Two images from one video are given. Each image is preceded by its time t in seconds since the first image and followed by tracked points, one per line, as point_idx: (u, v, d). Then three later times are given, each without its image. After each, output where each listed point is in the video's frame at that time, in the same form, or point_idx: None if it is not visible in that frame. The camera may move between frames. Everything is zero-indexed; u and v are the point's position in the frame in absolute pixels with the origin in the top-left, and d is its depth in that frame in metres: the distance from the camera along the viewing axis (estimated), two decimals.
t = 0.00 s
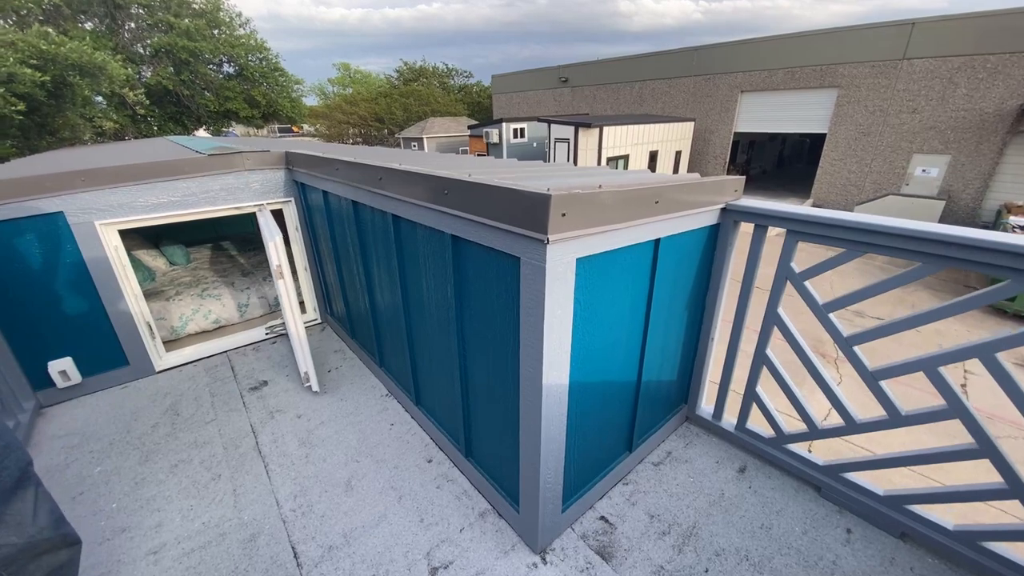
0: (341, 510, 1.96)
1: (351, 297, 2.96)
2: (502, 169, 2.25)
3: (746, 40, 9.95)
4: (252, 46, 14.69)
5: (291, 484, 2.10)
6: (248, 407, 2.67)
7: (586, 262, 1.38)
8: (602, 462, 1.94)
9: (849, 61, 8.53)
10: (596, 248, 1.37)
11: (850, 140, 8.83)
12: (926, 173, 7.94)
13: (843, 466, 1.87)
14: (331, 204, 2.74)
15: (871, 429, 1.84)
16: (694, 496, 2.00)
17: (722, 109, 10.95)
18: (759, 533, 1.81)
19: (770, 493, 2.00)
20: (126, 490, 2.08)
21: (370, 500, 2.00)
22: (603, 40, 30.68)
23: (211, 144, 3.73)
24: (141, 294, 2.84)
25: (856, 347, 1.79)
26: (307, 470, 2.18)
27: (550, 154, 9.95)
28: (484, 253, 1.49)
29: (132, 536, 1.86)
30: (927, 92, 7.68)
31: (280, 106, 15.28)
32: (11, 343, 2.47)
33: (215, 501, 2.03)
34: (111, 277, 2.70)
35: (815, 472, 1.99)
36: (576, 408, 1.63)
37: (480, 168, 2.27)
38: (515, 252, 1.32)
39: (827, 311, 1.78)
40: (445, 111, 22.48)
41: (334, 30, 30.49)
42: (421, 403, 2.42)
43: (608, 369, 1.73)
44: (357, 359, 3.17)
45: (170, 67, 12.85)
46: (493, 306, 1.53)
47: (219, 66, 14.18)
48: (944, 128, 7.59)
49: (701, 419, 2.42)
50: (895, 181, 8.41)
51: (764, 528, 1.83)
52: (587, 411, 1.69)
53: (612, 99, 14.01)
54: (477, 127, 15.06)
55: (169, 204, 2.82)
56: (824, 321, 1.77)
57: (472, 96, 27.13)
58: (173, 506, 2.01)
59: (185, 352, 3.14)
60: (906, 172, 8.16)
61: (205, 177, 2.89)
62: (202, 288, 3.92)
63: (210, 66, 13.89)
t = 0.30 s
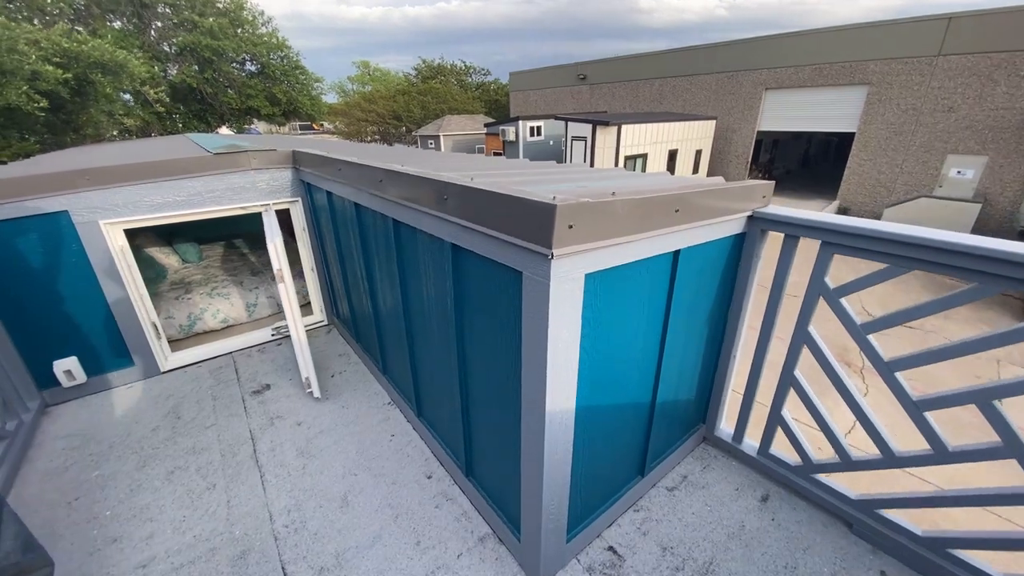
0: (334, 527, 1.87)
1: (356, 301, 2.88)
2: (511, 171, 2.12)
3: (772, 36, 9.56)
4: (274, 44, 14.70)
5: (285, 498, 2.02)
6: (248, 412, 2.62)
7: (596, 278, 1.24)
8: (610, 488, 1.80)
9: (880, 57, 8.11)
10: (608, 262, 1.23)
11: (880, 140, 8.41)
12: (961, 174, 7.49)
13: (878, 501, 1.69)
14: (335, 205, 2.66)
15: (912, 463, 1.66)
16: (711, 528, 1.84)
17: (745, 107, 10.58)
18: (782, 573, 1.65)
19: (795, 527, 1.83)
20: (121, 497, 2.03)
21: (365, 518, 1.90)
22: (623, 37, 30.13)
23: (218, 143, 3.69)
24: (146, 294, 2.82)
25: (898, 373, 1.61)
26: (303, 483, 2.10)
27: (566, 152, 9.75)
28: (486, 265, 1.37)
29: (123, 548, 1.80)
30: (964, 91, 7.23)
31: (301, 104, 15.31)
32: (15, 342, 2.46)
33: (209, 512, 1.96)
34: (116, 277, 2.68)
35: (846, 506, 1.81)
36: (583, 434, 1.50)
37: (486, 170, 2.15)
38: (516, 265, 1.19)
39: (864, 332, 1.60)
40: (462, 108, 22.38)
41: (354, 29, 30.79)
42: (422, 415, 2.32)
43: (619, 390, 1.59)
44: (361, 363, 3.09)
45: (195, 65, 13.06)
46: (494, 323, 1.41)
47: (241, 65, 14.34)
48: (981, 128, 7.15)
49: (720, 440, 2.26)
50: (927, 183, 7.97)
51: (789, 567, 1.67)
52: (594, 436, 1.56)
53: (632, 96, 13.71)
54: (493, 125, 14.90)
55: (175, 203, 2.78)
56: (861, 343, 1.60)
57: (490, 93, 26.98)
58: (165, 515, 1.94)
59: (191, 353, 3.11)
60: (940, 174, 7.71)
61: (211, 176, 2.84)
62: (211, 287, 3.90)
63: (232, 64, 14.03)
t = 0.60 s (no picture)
0: (333, 542, 1.79)
1: (366, 303, 2.82)
2: (525, 173, 2.01)
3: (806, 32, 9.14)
4: (303, 45, 15.08)
5: (286, 507, 1.96)
6: (256, 414, 2.58)
7: (612, 293, 1.12)
8: (624, 516, 1.67)
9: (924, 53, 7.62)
10: (626, 276, 1.10)
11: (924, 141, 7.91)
12: (1010, 178, 6.83)
13: (926, 546, 1.50)
14: (346, 206, 2.60)
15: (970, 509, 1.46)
16: (737, 564, 1.68)
17: (776, 106, 10.15)
18: None
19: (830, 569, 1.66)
20: (125, 498, 2.00)
21: (364, 534, 1.82)
22: (650, 35, 29.59)
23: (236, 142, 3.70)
24: (161, 292, 2.83)
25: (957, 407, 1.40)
26: (305, 492, 2.04)
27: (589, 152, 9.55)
28: (492, 278, 1.26)
29: (122, 551, 1.76)
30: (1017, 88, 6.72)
31: (329, 104, 15.56)
32: (33, 336, 2.50)
33: (209, 518, 1.91)
34: (131, 274, 2.69)
35: (888, 549, 1.62)
36: (594, 462, 1.37)
37: (500, 171, 2.04)
38: (522, 279, 1.08)
39: (919, 358, 1.41)
40: (485, 108, 22.36)
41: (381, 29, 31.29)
42: (428, 425, 2.24)
43: (635, 414, 1.46)
44: (371, 367, 3.03)
45: (227, 66, 13.43)
46: (501, 338, 1.29)
47: (271, 65, 14.66)
48: None
49: (746, 465, 2.09)
50: (973, 188, 7.43)
51: None
52: (608, 463, 1.44)
53: (657, 95, 13.38)
54: (515, 124, 14.78)
55: (191, 201, 2.78)
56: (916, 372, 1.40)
57: (513, 92, 26.89)
58: (167, 519, 1.90)
59: (205, 351, 3.12)
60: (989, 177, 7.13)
61: (226, 174, 2.83)
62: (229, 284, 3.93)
63: (262, 64, 14.34)
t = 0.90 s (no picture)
0: (336, 550, 1.75)
1: (383, 303, 2.80)
2: (545, 173, 1.91)
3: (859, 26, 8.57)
4: (342, 46, 15.48)
5: (293, 509, 1.93)
6: (273, 411, 2.59)
7: (629, 308, 0.99)
8: (640, 547, 1.54)
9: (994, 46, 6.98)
10: (647, 290, 0.98)
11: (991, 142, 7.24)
12: None
13: None
14: (365, 205, 2.57)
15: None
16: None
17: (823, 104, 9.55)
18: None
19: None
20: (142, 489, 2.03)
21: (368, 543, 1.77)
22: (689, 33, 28.74)
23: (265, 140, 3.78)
24: (188, 286, 2.90)
25: None
26: (313, 494, 2.01)
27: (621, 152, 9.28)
28: (499, 287, 1.16)
29: (134, 543, 1.78)
30: None
31: (364, 104, 15.89)
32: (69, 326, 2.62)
33: (219, 515, 1.91)
34: (161, 268, 2.77)
35: None
36: (606, 489, 1.25)
37: (518, 171, 1.94)
38: (529, 290, 0.98)
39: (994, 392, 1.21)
40: (517, 107, 22.30)
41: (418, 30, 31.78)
42: (439, 432, 2.17)
43: (655, 439, 1.33)
44: (387, 368, 3.00)
45: (270, 68, 13.95)
46: (508, 352, 1.19)
47: (312, 66, 15.13)
48: None
49: (781, 497, 1.90)
50: None
51: None
52: (622, 492, 1.31)
53: (695, 94, 12.92)
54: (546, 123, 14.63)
55: (218, 198, 2.84)
56: (989, 409, 1.20)
57: (546, 92, 26.72)
58: (179, 513, 1.91)
59: (230, 345, 3.19)
60: None
61: (252, 172, 2.87)
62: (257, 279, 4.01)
63: (303, 66, 14.82)
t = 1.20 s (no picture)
0: (361, 542, 1.78)
1: (426, 300, 2.82)
2: (591, 175, 1.79)
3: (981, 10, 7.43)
4: (412, 47, 16.08)
5: (325, 495, 1.99)
6: (318, 396, 2.71)
7: (665, 332, 0.88)
8: None
9: None
10: (688, 312, 0.86)
11: None
12: None
13: None
14: (412, 202, 2.60)
15: None
16: None
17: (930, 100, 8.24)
18: None
19: None
20: (198, 459, 2.20)
21: (391, 540, 1.78)
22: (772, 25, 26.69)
23: (331, 138, 3.98)
24: (252, 273, 3.11)
25: None
26: (345, 483, 2.06)
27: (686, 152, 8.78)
28: (524, 297, 1.08)
29: (186, 509, 1.92)
30: None
31: (429, 102, 16.40)
32: (152, 304, 2.92)
33: (259, 492, 2.01)
34: (230, 255, 2.99)
35: None
36: (632, 524, 1.14)
37: (565, 172, 1.85)
38: (551, 305, 0.90)
39: None
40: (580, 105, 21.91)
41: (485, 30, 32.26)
42: (469, 435, 2.15)
43: (692, 475, 1.19)
44: (427, 363, 3.03)
45: (346, 69, 14.79)
46: (532, 366, 1.12)
47: (383, 67, 15.90)
48: None
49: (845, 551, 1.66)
50: None
51: None
52: (651, 528, 1.19)
53: (775, 90, 11.93)
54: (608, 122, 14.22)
55: (281, 192, 3.01)
56: None
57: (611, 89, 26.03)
58: (225, 486, 2.05)
59: (287, 330, 3.38)
60: None
61: (313, 168, 3.02)
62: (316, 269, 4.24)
63: (376, 67, 15.61)
